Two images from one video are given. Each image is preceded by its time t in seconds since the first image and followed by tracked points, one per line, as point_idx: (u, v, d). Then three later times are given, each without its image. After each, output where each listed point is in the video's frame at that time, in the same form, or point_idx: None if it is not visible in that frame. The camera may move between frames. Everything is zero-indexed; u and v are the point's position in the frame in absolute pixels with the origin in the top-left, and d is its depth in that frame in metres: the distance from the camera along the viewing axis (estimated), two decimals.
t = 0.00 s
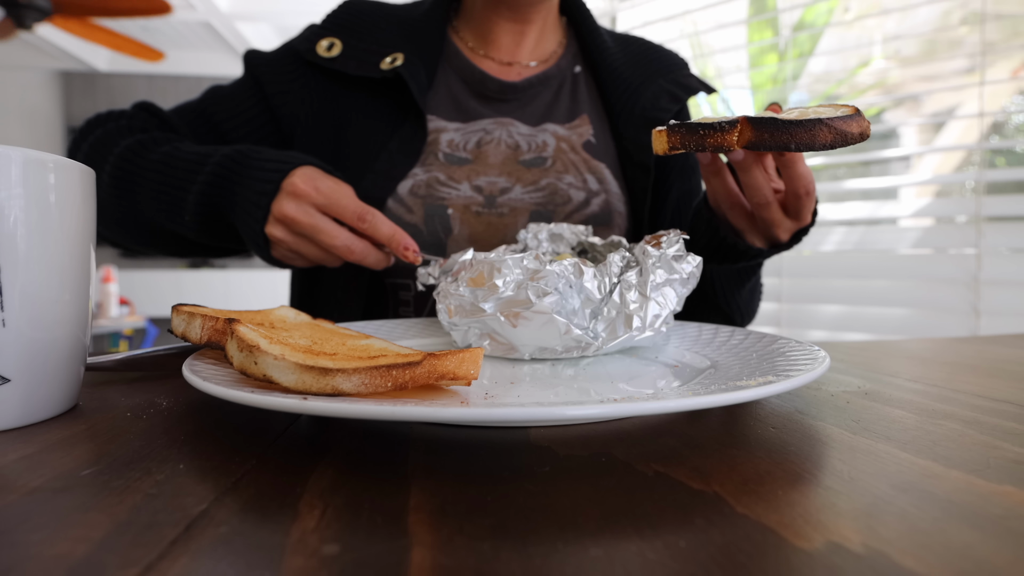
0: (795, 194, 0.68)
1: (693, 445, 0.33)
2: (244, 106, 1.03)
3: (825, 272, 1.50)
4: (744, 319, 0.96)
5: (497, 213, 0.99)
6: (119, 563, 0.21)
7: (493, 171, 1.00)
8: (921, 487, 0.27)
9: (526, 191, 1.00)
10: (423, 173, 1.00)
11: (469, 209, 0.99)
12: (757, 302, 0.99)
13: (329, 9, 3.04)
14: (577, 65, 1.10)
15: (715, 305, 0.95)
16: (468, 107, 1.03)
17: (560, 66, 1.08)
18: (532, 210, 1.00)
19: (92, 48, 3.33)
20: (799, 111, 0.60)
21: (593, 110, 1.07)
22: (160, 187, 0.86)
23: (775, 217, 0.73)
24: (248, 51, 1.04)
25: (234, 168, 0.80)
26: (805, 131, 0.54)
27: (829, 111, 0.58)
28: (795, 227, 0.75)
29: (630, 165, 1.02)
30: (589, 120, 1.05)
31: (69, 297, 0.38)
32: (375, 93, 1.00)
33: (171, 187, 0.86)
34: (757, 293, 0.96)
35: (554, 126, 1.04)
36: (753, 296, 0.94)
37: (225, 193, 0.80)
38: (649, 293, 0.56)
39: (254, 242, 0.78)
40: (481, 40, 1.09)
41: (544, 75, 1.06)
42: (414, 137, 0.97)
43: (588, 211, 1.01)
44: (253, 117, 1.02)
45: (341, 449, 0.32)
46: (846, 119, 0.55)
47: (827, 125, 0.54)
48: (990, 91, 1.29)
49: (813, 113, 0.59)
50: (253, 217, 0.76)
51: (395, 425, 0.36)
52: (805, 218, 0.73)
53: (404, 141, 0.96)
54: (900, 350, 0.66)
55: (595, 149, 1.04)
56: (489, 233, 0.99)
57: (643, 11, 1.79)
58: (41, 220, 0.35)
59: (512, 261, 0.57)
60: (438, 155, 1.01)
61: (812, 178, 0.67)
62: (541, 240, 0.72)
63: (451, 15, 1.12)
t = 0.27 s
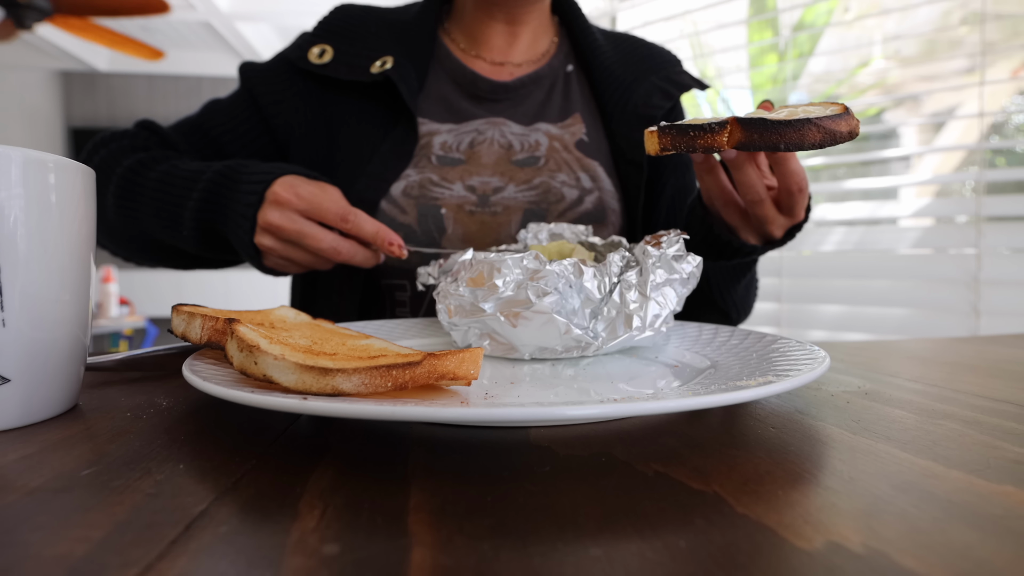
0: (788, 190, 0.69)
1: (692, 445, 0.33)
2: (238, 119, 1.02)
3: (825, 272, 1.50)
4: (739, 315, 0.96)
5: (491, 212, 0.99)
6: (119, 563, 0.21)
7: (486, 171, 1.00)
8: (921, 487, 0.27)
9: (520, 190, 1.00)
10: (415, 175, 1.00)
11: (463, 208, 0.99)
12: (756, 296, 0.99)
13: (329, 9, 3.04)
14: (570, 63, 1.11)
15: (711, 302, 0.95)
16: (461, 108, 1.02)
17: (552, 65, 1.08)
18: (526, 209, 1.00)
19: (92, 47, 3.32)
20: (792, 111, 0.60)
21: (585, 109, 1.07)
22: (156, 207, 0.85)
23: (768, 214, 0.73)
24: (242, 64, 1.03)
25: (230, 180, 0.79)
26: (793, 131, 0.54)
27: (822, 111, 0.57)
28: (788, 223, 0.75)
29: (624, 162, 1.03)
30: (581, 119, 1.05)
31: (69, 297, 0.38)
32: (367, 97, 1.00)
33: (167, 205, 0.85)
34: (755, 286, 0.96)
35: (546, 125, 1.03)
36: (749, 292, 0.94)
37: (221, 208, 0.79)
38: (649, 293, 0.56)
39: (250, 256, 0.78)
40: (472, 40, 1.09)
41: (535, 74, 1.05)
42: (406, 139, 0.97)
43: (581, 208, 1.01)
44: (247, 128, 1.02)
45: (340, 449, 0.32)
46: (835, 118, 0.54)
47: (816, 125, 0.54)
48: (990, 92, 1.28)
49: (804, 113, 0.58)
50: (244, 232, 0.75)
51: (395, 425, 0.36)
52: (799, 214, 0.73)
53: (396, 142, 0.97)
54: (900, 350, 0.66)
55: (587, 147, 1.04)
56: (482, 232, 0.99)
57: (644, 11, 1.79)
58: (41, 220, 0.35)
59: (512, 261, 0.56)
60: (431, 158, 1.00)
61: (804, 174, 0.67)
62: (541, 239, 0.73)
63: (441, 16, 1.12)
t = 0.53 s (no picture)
0: (785, 193, 0.68)
1: (692, 445, 0.33)
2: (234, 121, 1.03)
3: (825, 272, 1.50)
4: (734, 315, 0.97)
5: (490, 211, 0.99)
6: (119, 563, 0.21)
7: (483, 171, 1.00)
8: (921, 487, 0.27)
9: (517, 189, 1.00)
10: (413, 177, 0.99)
11: (461, 207, 0.99)
12: (751, 290, 1.00)
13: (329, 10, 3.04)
14: (565, 62, 1.10)
15: (706, 300, 0.96)
16: (456, 109, 1.03)
17: (547, 65, 1.08)
18: (524, 207, 1.00)
19: (92, 47, 3.32)
20: (791, 119, 0.60)
21: (581, 108, 1.07)
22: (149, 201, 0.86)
23: (766, 216, 0.73)
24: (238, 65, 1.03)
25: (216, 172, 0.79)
26: (796, 139, 0.54)
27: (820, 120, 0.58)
28: (785, 225, 0.75)
29: (620, 160, 1.03)
30: (578, 118, 1.05)
31: (69, 297, 0.38)
32: (362, 98, 1.00)
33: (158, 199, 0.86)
34: (749, 281, 0.97)
35: (543, 125, 1.03)
36: (744, 287, 0.95)
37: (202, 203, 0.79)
38: (649, 293, 0.56)
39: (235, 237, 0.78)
40: (468, 40, 1.09)
41: (531, 74, 1.06)
42: (401, 141, 0.98)
43: (578, 207, 1.01)
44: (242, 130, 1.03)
45: (340, 449, 0.32)
46: (836, 126, 0.54)
47: (818, 133, 0.54)
48: (990, 92, 1.28)
49: (804, 121, 0.58)
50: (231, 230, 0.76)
51: (395, 425, 0.36)
52: (795, 216, 0.73)
53: (392, 144, 0.98)
54: (900, 350, 0.66)
55: (583, 146, 1.04)
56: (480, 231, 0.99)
57: (644, 11, 1.79)
58: (41, 220, 0.35)
59: (512, 261, 0.57)
60: (429, 159, 1.00)
61: (802, 176, 0.67)
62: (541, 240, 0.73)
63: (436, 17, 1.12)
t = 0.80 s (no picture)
0: (774, 202, 0.69)
1: (692, 445, 0.33)
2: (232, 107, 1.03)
3: (825, 272, 1.50)
4: (734, 319, 0.98)
5: (492, 211, 0.98)
6: (119, 563, 0.21)
7: (487, 171, 1.00)
8: (921, 487, 0.27)
9: (520, 189, 1.00)
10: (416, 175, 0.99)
11: (464, 206, 0.98)
12: (748, 301, 1.01)
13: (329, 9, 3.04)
14: (569, 64, 1.11)
15: (704, 305, 0.97)
16: (461, 108, 1.03)
17: (552, 66, 1.09)
18: (526, 208, 1.00)
19: (91, 46, 3.31)
20: (765, 131, 0.60)
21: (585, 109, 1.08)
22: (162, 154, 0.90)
23: (755, 224, 0.74)
24: (240, 54, 1.04)
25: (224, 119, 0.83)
26: (761, 151, 0.54)
27: (799, 131, 0.57)
28: (777, 232, 0.76)
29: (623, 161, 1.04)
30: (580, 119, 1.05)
31: (69, 297, 0.38)
32: (364, 94, 1.00)
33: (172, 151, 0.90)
34: (746, 291, 0.98)
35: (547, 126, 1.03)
36: (740, 296, 0.96)
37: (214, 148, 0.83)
38: (649, 294, 0.56)
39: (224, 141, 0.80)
40: (472, 40, 1.09)
41: (534, 74, 1.06)
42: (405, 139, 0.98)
43: (582, 208, 1.01)
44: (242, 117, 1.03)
45: (340, 449, 0.32)
46: (805, 137, 0.54)
47: (784, 145, 0.53)
48: (990, 92, 1.28)
49: (777, 132, 0.58)
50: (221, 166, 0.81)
51: (395, 425, 0.36)
52: (787, 223, 0.73)
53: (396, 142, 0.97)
54: (900, 350, 0.66)
55: (587, 147, 1.04)
56: (483, 231, 0.99)
57: (644, 11, 1.79)
58: (41, 220, 0.35)
59: (512, 261, 0.57)
60: (432, 157, 0.99)
61: (791, 185, 0.67)
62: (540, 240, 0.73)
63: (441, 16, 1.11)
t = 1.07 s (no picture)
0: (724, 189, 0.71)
1: (692, 445, 0.33)
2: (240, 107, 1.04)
3: (825, 272, 1.50)
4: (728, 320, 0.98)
5: (497, 213, 0.98)
6: (120, 564, 0.21)
7: (493, 172, 0.99)
8: (921, 487, 0.27)
9: (525, 191, 1.00)
10: (424, 173, 0.99)
11: (469, 209, 0.98)
12: (744, 305, 1.01)
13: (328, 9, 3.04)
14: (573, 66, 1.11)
15: (692, 306, 0.97)
16: (468, 108, 1.03)
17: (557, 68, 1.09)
18: (528, 211, 0.99)
19: (91, 46, 3.31)
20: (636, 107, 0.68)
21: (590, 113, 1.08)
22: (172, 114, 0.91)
23: (710, 213, 0.76)
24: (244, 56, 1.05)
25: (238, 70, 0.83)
26: (617, 121, 0.63)
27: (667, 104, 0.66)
28: (737, 225, 0.77)
29: (625, 165, 1.05)
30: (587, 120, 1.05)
31: (69, 297, 0.38)
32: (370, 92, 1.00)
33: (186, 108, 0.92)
34: (739, 291, 0.98)
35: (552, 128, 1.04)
36: (730, 298, 0.97)
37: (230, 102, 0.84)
38: (649, 293, 0.56)
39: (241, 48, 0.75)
40: (477, 38, 1.09)
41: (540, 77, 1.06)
42: (414, 138, 0.98)
43: (586, 210, 1.01)
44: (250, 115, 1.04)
45: (340, 449, 0.32)
46: (662, 110, 0.63)
47: (639, 116, 0.63)
48: (990, 92, 1.28)
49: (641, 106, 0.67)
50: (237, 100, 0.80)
51: (395, 425, 0.36)
52: (745, 215, 0.74)
53: (404, 141, 0.98)
54: (900, 350, 0.66)
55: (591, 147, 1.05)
56: (488, 232, 0.98)
57: (643, 11, 1.79)
58: (41, 220, 0.35)
59: (512, 261, 0.56)
60: (438, 153, 1.00)
61: (736, 173, 0.69)
62: (540, 241, 0.72)
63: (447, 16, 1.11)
